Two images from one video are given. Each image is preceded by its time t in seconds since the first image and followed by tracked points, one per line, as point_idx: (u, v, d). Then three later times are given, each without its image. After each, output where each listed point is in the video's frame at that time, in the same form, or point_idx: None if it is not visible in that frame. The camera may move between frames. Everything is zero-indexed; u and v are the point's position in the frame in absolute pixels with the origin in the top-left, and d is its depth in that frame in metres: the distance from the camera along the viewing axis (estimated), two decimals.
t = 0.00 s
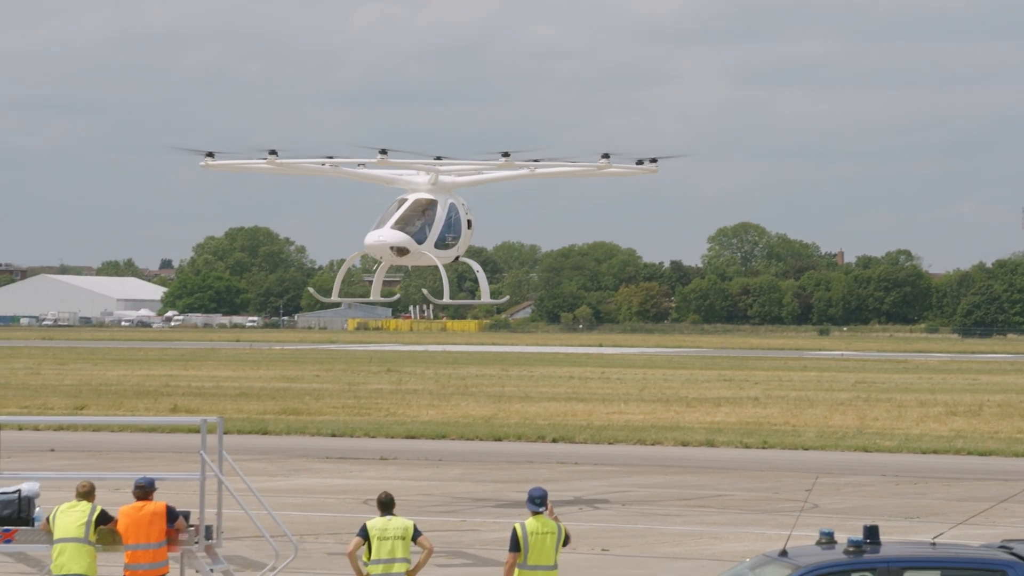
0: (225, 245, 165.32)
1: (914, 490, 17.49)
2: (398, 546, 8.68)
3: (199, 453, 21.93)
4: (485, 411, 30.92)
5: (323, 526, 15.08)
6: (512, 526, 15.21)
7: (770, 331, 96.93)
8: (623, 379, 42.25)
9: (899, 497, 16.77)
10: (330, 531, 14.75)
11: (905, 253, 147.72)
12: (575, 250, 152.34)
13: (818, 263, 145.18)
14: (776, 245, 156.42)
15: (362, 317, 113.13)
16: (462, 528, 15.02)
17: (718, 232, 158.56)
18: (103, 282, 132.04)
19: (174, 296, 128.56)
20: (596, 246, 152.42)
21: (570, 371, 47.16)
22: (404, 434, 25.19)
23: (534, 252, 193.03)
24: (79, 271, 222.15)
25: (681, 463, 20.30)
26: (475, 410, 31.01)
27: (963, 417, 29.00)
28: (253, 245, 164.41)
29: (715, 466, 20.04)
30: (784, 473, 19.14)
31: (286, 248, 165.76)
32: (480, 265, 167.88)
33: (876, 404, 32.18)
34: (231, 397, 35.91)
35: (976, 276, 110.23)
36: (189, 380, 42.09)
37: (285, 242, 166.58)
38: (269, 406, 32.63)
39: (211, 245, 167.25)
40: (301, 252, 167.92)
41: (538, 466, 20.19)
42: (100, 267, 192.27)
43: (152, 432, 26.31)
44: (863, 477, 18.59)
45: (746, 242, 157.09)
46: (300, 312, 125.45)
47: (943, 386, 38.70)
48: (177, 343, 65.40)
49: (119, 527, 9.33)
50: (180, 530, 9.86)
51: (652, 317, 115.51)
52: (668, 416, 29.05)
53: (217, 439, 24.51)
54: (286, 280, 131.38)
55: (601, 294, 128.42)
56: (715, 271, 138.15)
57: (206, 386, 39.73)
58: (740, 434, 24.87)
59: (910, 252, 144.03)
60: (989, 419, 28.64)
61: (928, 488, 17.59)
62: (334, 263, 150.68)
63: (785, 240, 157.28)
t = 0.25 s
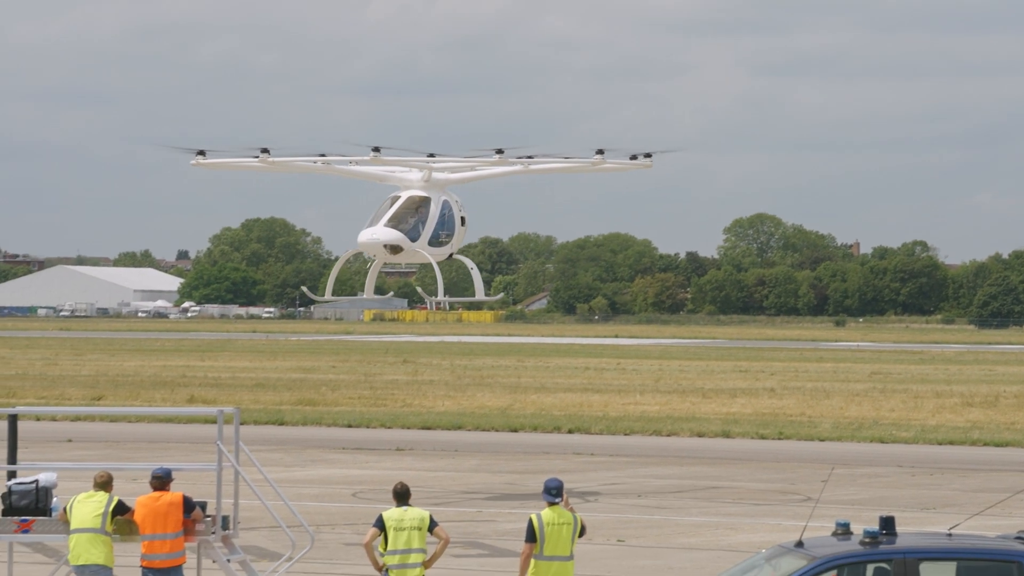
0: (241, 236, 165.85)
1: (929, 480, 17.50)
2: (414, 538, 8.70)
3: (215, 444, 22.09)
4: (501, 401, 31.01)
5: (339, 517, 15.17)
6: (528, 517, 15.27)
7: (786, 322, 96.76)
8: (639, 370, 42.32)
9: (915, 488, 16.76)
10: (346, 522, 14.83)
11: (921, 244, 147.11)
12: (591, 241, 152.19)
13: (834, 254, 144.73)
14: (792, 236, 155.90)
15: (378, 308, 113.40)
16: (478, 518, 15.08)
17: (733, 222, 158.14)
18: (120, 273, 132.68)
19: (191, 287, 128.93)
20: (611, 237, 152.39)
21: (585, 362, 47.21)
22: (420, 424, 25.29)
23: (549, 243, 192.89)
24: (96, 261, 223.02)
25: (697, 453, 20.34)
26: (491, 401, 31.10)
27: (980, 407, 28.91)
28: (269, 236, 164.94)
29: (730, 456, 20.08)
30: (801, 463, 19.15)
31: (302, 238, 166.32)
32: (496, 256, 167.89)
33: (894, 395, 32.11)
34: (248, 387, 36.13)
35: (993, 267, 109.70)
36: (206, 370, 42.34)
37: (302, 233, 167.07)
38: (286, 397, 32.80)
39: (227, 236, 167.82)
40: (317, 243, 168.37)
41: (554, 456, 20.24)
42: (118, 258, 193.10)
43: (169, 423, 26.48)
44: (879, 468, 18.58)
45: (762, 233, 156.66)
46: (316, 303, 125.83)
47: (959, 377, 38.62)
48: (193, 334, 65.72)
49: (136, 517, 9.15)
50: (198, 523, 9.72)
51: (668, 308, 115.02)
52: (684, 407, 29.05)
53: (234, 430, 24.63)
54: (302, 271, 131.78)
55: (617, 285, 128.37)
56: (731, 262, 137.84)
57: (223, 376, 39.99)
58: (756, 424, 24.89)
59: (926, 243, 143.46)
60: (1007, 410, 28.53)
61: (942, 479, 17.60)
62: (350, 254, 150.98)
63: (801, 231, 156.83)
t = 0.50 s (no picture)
0: (257, 229, 166.35)
1: (944, 472, 17.47)
2: (429, 530, 8.75)
3: (231, 436, 22.23)
4: (516, 393, 31.09)
5: (355, 508, 15.26)
6: (543, 509, 15.32)
7: (801, 314, 96.59)
8: (655, 362, 42.32)
9: (930, 480, 16.74)
10: (362, 514, 14.92)
11: (937, 236, 146.56)
12: (607, 234, 151.97)
13: (849, 246, 144.28)
14: (808, 228, 155.32)
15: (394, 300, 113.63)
16: (494, 510, 15.15)
17: (749, 214, 157.67)
18: (137, 265, 133.24)
19: (207, 279, 129.32)
20: (626, 229, 152.28)
21: (600, 353, 47.22)
22: (435, 416, 25.37)
23: (565, 235, 192.72)
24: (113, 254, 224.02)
25: (712, 445, 20.36)
26: (506, 392, 31.20)
27: (995, 399, 28.85)
28: (285, 229, 165.35)
29: (745, 447, 20.09)
30: (815, 455, 19.14)
31: (318, 231, 166.70)
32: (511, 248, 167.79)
33: (909, 387, 32.08)
34: (264, 379, 36.30)
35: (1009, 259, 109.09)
36: (222, 361, 42.55)
37: (317, 225, 167.43)
38: (301, 389, 32.95)
39: (243, 228, 168.31)
40: (333, 235, 168.71)
41: (569, 448, 20.28)
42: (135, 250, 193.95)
43: (186, 415, 26.65)
44: (895, 460, 18.55)
45: (777, 225, 156.22)
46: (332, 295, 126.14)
47: (974, 369, 38.50)
48: (209, 327, 66.02)
49: (153, 509, 9.15)
50: (213, 515, 9.70)
51: (684, 301, 114.42)
52: (699, 399, 29.06)
53: (250, 422, 24.72)
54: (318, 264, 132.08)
55: (631, 277, 128.24)
56: (746, 254, 137.47)
57: (239, 368, 40.18)
58: (770, 416, 24.91)
59: (941, 235, 142.94)
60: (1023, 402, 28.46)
61: (958, 470, 17.56)
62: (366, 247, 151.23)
63: (816, 224, 156.39)
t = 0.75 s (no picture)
0: (272, 222, 166.74)
1: (959, 465, 17.43)
2: (445, 523, 8.79)
3: (247, 428, 22.33)
4: (531, 386, 31.15)
5: (370, 501, 15.32)
6: (558, 502, 15.37)
7: (816, 307, 96.40)
8: (669, 355, 42.32)
9: (945, 473, 16.71)
10: (378, 507, 14.98)
11: (951, 228, 145.99)
12: (622, 227, 151.79)
13: (864, 239, 143.83)
14: (823, 222, 154.90)
15: (409, 294, 113.83)
16: (510, 503, 15.20)
17: (763, 208, 157.31)
18: (153, 258, 133.78)
19: (223, 272, 129.62)
20: (641, 223, 152.13)
21: (616, 347, 47.20)
22: (450, 409, 25.43)
23: (579, 228, 192.65)
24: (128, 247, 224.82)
25: (726, 439, 20.35)
26: (521, 385, 31.26)
27: (1010, 392, 28.80)
28: (300, 222, 165.69)
29: (759, 441, 20.09)
30: (830, 448, 19.12)
31: (333, 225, 167.01)
32: (526, 242, 167.82)
33: (923, 380, 32.03)
34: (280, 372, 36.45)
35: None
36: (237, 354, 42.68)
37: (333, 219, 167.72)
38: (317, 382, 33.10)
39: (259, 221, 168.74)
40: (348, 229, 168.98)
41: (584, 441, 20.33)
42: (150, 245, 194.63)
43: (202, 408, 26.78)
44: (910, 453, 18.52)
45: (792, 219, 155.76)
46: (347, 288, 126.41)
47: (988, 362, 38.38)
48: (225, 320, 66.25)
49: (170, 501, 9.20)
50: (230, 507, 9.73)
51: (699, 294, 113.85)
52: (714, 392, 29.06)
53: (266, 416, 24.87)
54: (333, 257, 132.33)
55: (646, 270, 128.02)
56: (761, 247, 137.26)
57: (254, 361, 40.36)
58: (785, 409, 24.89)
59: (956, 228, 142.40)
60: None
61: (973, 464, 17.52)
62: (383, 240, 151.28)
63: (831, 217, 155.96)
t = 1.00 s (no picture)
0: (288, 217, 167.13)
1: (974, 459, 17.41)
2: (461, 517, 8.85)
3: (263, 422, 22.47)
4: (546, 380, 31.25)
5: (386, 495, 15.41)
6: (574, 496, 15.43)
7: (831, 302, 96.07)
8: (684, 350, 42.27)
9: (960, 468, 16.70)
10: (393, 501, 15.07)
11: (966, 223, 145.33)
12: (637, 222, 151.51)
13: (879, 234, 143.29)
14: (837, 216, 154.38)
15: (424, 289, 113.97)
16: (525, 497, 15.26)
17: (778, 203, 156.85)
18: (169, 253, 134.21)
19: (239, 267, 129.96)
20: (656, 217, 151.95)
21: (631, 342, 47.17)
22: (465, 403, 25.52)
23: (594, 224, 192.43)
24: (144, 241, 225.63)
25: (740, 433, 20.38)
26: (536, 379, 31.36)
27: None
28: (315, 217, 165.97)
29: (773, 435, 20.10)
30: (844, 443, 19.12)
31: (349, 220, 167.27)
32: (541, 237, 167.65)
33: (938, 374, 31.92)
34: (296, 366, 36.59)
35: None
36: (253, 349, 42.79)
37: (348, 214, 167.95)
38: (333, 376, 33.22)
39: (275, 216, 169.12)
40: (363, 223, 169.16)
41: (599, 436, 20.37)
42: (165, 239, 195.24)
43: (218, 401, 26.96)
44: (925, 447, 18.50)
45: (807, 214, 155.22)
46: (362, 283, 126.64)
47: (1002, 357, 38.22)
48: (242, 314, 66.51)
49: (186, 494, 9.26)
50: (247, 501, 9.78)
51: (714, 289, 113.42)
52: (729, 386, 29.05)
53: (282, 410, 24.97)
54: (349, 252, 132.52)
55: (661, 265, 127.74)
56: (776, 242, 136.85)
57: (270, 356, 40.54)
58: (800, 404, 24.88)
59: (971, 223, 141.78)
60: None
61: (988, 458, 17.50)
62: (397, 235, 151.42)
63: (846, 212, 155.32)
